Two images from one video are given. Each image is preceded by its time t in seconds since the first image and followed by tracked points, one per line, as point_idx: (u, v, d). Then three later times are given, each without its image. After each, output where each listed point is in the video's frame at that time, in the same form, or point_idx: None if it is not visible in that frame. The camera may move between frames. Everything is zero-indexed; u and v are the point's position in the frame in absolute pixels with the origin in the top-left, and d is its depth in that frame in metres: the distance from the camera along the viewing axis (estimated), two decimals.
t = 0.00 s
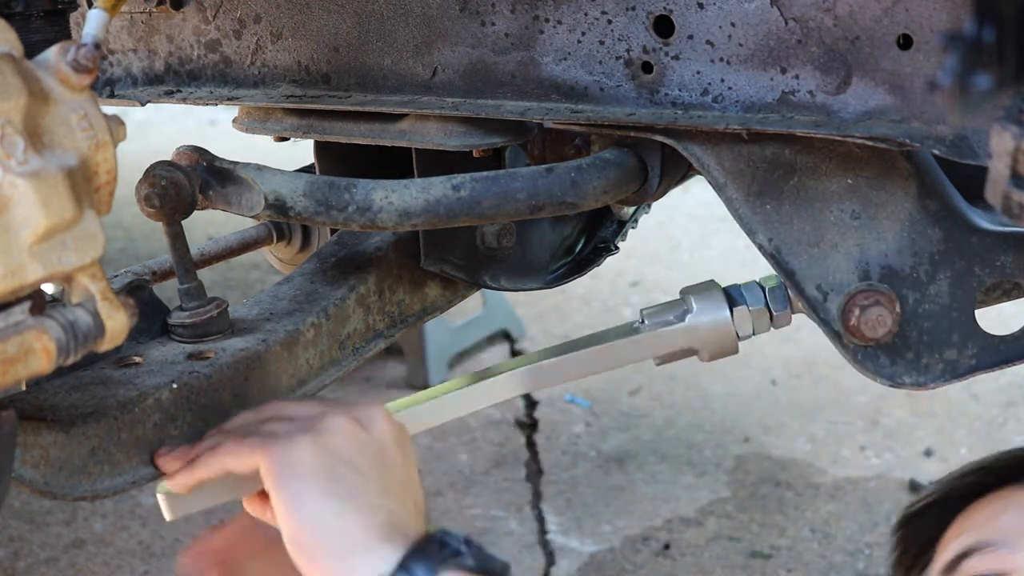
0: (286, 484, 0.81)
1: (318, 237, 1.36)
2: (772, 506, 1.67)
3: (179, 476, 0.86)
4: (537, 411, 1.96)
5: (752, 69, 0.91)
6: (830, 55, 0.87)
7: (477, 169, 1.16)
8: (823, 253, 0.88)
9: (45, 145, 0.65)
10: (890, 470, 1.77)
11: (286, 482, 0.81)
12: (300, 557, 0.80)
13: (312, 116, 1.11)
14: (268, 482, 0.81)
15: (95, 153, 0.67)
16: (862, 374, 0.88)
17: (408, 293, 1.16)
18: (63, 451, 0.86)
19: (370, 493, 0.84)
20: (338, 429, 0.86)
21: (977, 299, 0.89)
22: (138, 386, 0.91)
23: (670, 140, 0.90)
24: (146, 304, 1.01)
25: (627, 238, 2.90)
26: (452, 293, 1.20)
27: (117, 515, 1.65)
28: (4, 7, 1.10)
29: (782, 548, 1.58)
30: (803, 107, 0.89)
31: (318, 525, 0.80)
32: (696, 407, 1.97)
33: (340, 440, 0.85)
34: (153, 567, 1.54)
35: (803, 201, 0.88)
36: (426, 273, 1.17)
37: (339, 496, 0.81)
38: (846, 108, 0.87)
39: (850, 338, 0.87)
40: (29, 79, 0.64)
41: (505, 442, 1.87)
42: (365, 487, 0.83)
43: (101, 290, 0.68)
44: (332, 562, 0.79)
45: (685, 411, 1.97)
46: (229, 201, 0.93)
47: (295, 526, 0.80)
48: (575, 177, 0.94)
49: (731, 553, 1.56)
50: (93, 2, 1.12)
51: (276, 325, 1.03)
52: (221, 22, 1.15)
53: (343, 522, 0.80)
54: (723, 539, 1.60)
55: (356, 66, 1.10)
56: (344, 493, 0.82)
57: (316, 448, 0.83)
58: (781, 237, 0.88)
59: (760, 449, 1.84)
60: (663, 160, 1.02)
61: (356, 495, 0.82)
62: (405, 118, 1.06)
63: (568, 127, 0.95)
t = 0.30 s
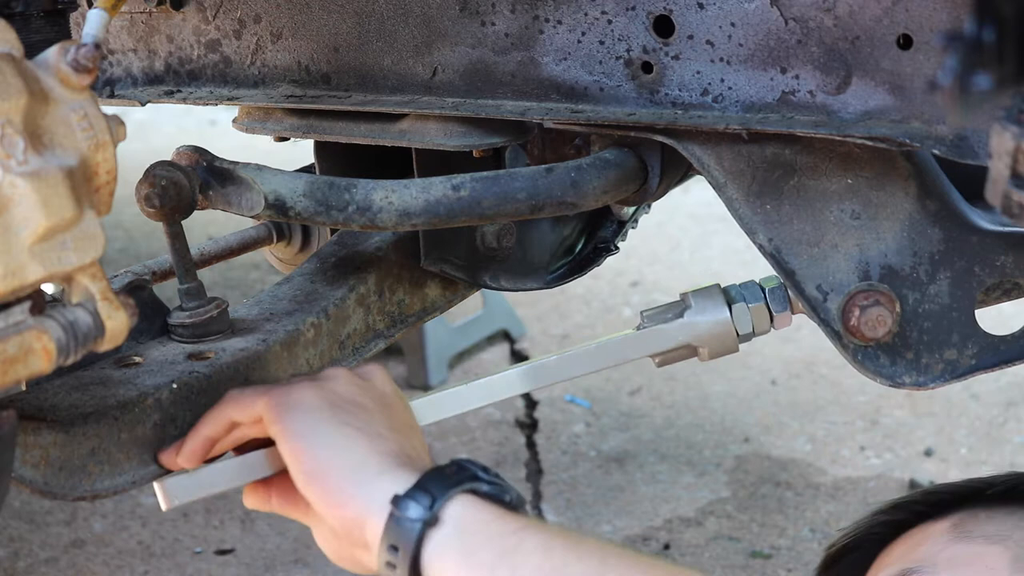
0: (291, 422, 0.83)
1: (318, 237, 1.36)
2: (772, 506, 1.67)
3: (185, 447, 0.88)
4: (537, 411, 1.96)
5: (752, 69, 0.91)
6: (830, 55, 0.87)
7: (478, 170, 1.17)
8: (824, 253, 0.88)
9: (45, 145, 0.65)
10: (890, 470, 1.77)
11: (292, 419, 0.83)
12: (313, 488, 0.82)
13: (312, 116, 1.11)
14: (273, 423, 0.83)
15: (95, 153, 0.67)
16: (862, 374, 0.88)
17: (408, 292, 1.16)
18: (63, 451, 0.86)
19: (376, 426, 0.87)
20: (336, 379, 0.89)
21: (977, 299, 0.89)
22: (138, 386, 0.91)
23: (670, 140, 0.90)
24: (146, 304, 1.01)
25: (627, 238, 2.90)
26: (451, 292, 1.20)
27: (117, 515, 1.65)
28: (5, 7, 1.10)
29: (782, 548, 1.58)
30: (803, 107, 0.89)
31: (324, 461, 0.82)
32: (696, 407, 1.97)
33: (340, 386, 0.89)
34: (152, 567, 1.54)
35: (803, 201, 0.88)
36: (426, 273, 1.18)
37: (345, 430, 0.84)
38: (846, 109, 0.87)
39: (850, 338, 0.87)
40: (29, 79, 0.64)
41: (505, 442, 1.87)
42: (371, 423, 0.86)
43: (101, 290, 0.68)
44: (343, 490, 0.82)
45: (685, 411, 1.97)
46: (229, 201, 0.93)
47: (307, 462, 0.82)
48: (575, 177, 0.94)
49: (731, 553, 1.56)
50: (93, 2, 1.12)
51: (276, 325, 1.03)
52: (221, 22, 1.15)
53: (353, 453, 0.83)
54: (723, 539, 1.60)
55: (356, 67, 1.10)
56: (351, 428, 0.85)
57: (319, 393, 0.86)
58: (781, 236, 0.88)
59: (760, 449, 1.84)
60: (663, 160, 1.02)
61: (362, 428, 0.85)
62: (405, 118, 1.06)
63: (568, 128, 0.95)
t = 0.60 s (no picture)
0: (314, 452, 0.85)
1: (317, 237, 1.36)
2: (772, 506, 1.67)
3: (198, 464, 0.88)
4: (537, 411, 1.96)
5: (752, 69, 0.91)
6: (830, 55, 0.87)
7: (478, 170, 1.17)
8: (824, 253, 0.88)
9: (45, 145, 0.65)
10: (890, 470, 1.77)
11: (315, 449, 0.85)
12: (335, 517, 0.84)
13: (312, 116, 1.11)
14: (297, 453, 0.85)
15: (95, 153, 0.67)
16: (863, 374, 0.88)
17: (408, 292, 1.16)
18: (63, 451, 0.86)
19: (396, 459, 0.89)
20: (357, 407, 0.91)
21: (976, 299, 0.89)
22: (138, 386, 0.91)
23: (670, 140, 0.90)
24: (146, 304, 1.01)
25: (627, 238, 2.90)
26: (451, 293, 1.20)
27: (117, 515, 1.65)
28: (4, 7, 1.11)
29: (782, 548, 1.58)
30: (803, 107, 0.89)
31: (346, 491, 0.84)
32: (695, 407, 1.97)
33: (360, 415, 0.91)
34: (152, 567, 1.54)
35: (803, 201, 0.88)
36: (426, 274, 1.18)
37: (366, 459, 0.86)
38: (846, 108, 0.87)
39: (850, 338, 0.87)
40: (29, 79, 0.64)
41: (504, 442, 1.87)
42: (391, 454, 0.89)
43: (101, 290, 0.68)
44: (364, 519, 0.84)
45: (685, 410, 1.97)
46: (229, 201, 0.93)
47: (330, 490, 0.84)
48: (575, 177, 0.94)
49: (731, 553, 1.56)
50: (93, 2, 1.12)
51: (276, 325, 1.03)
52: (221, 22, 1.15)
53: (374, 484, 0.85)
54: (723, 539, 1.60)
55: (356, 66, 1.10)
56: (372, 458, 0.87)
57: (341, 421, 0.88)
58: (780, 236, 0.88)
59: (760, 449, 1.84)
60: (663, 160, 1.02)
61: (382, 459, 0.87)
62: (405, 118, 1.06)
63: (568, 128, 0.95)
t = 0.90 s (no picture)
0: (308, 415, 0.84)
1: (317, 237, 1.36)
2: (772, 506, 1.67)
3: (194, 423, 0.90)
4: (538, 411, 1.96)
5: (752, 69, 0.91)
6: (830, 55, 0.87)
7: (478, 170, 1.17)
8: (824, 253, 0.88)
9: (45, 145, 0.65)
10: (890, 469, 1.77)
11: (305, 412, 0.84)
12: (330, 477, 0.82)
13: (312, 116, 1.11)
14: (285, 417, 0.84)
15: (94, 153, 0.67)
16: (863, 374, 0.88)
17: (408, 292, 1.16)
18: (63, 451, 0.86)
19: (388, 422, 0.87)
20: (345, 376, 0.90)
21: (977, 299, 0.89)
22: (138, 386, 0.91)
23: (670, 140, 0.90)
24: (146, 304, 1.01)
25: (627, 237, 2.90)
26: (451, 292, 1.20)
27: (117, 515, 1.65)
28: (5, 8, 1.11)
29: (782, 548, 1.58)
30: (803, 107, 0.89)
31: (339, 450, 0.82)
32: (695, 407, 1.97)
33: (347, 382, 0.89)
34: (152, 567, 1.54)
35: (803, 201, 0.88)
36: (426, 274, 1.18)
37: (358, 421, 0.85)
38: (846, 108, 0.87)
39: (850, 338, 0.87)
40: (29, 79, 0.64)
41: (504, 442, 1.87)
42: (382, 417, 0.87)
43: (101, 290, 0.68)
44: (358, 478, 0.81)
45: (685, 411, 1.97)
46: (229, 201, 0.93)
47: (323, 451, 0.83)
48: (575, 177, 0.94)
49: (731, 553, 1.56)
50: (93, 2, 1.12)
51: (276, 325, 1.03)
52: (221, 22, 1.15)
53: (367, 443, 0.83)
54: (723, 539, 1.60)
55: (356, 67, 1.10)
56: (364, 420, 0.85)
57: (327, 388, 0.87)
58: (781, 236, 0.88)
59: (760, 449, 1.84)
60: (663, 160, 1.02)
61: (375, 422, 0.85)
62: (405, 118, 1.06)
63: (568, 128, 0.95)
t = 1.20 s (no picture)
0: (325, 414, 0.78)
1: (317, 237, 1.36)
2: (772, 506, 1.67)
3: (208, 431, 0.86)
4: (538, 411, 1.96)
5: (751, 69, 0.91)
6: (830, 55, 0.87)
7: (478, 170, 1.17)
8: (824, 253, 0.88)
9: (45, 145, 0.65)
10: (890, 469, 1.77)
11: (319, 410, 0.79)
12: (350, 475, 0.76)
13: (312, 116, 1.11)
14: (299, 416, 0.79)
15: (94, 153, 0.67)
16: (862, 374, 0.88)
17: (408, 293, 1.16)
18: (63, 451, 0.86)
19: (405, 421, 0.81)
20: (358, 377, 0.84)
21: (976, 299, 0.89)
22: (138, 386, 0.91)
23: (670, 140, 0.90)
24: (146, 304, 1.01)
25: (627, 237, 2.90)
26: (451, 293, 1.20)
27: (117, 515, 1.65)
28: (5, 8, 1.11)
29: (782, 548, 1.57)
30: (803, 107, 0.89)
31: (359, 449, 0.76)
32: (696, 407, 1.97)
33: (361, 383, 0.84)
34: (152, 567, 1.53)
35: (803, 201, 0.88)
36: (426, 274, 1.18)
37: (375, 420, 0.79)
38: (846, 108, 0.87)
39: (850, 338, 0.87)
40: (29, 79, 0.64)
41: (504, 442, 1.87)
42: (399, 416, 0.81)
43: (101, 290, 0.68)
44: (379, 477, 0.75)
45: (685, 411, 1.97)
46: (229, 201, 0.93)
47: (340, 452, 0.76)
48: (575, 177, 0.94)
49: (731, 553, 1.56)
50: (93, 3, 1.12)
51: (276, 325, 1.03)
52: (221, 22, 1.15)
53: (386, 441, 0.77)
54: (723, 539, 1.60)
55: (356, 67, 1.10)
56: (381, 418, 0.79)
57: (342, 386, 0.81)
58: (781, 236, 0.88)
59: (760, 449, 1.84)
60: (663, 160, 1.02)
61: (395, 422, 0.79)
62: (405, 118, 1.06)
63: (568, 128, 0.95)
